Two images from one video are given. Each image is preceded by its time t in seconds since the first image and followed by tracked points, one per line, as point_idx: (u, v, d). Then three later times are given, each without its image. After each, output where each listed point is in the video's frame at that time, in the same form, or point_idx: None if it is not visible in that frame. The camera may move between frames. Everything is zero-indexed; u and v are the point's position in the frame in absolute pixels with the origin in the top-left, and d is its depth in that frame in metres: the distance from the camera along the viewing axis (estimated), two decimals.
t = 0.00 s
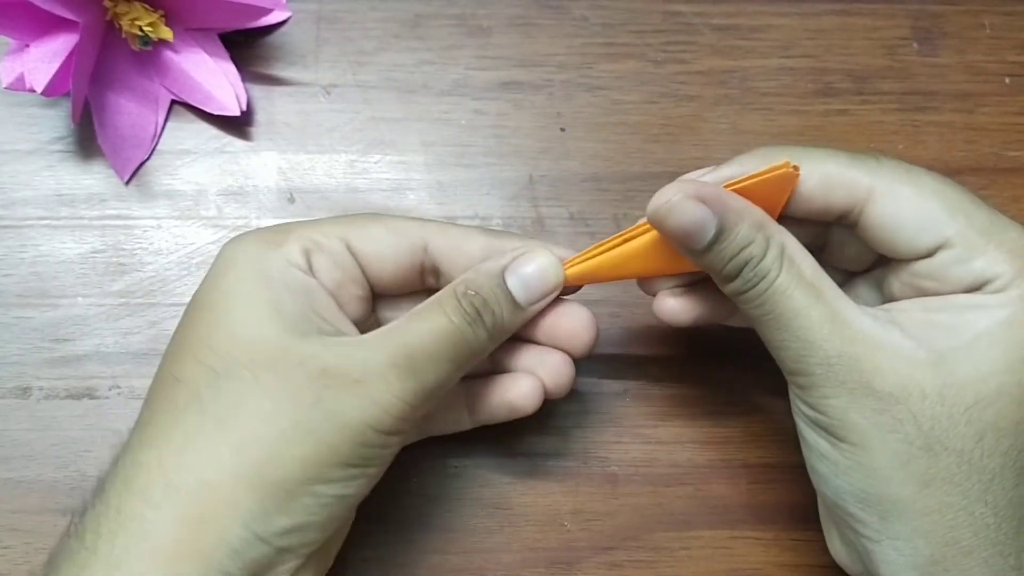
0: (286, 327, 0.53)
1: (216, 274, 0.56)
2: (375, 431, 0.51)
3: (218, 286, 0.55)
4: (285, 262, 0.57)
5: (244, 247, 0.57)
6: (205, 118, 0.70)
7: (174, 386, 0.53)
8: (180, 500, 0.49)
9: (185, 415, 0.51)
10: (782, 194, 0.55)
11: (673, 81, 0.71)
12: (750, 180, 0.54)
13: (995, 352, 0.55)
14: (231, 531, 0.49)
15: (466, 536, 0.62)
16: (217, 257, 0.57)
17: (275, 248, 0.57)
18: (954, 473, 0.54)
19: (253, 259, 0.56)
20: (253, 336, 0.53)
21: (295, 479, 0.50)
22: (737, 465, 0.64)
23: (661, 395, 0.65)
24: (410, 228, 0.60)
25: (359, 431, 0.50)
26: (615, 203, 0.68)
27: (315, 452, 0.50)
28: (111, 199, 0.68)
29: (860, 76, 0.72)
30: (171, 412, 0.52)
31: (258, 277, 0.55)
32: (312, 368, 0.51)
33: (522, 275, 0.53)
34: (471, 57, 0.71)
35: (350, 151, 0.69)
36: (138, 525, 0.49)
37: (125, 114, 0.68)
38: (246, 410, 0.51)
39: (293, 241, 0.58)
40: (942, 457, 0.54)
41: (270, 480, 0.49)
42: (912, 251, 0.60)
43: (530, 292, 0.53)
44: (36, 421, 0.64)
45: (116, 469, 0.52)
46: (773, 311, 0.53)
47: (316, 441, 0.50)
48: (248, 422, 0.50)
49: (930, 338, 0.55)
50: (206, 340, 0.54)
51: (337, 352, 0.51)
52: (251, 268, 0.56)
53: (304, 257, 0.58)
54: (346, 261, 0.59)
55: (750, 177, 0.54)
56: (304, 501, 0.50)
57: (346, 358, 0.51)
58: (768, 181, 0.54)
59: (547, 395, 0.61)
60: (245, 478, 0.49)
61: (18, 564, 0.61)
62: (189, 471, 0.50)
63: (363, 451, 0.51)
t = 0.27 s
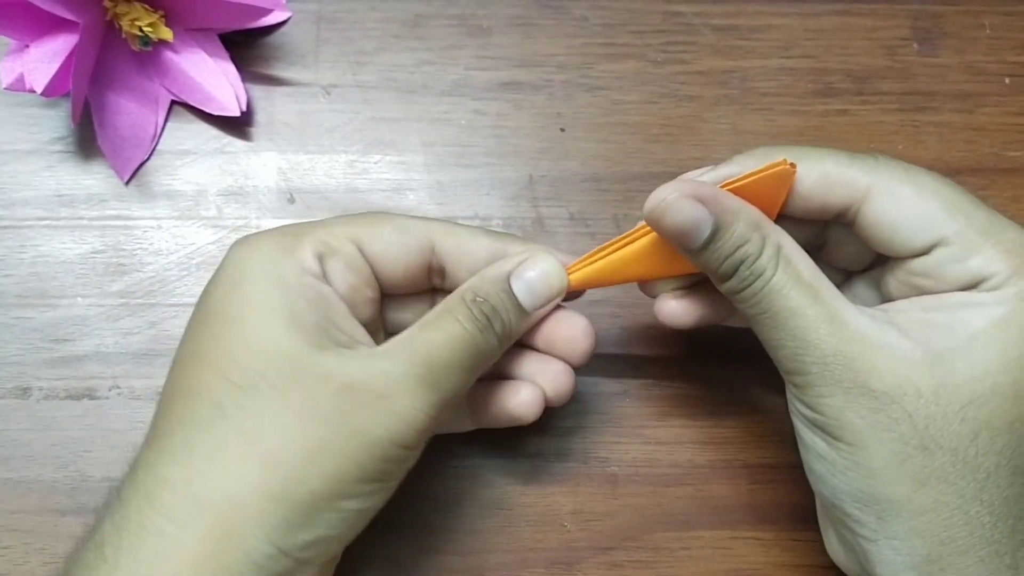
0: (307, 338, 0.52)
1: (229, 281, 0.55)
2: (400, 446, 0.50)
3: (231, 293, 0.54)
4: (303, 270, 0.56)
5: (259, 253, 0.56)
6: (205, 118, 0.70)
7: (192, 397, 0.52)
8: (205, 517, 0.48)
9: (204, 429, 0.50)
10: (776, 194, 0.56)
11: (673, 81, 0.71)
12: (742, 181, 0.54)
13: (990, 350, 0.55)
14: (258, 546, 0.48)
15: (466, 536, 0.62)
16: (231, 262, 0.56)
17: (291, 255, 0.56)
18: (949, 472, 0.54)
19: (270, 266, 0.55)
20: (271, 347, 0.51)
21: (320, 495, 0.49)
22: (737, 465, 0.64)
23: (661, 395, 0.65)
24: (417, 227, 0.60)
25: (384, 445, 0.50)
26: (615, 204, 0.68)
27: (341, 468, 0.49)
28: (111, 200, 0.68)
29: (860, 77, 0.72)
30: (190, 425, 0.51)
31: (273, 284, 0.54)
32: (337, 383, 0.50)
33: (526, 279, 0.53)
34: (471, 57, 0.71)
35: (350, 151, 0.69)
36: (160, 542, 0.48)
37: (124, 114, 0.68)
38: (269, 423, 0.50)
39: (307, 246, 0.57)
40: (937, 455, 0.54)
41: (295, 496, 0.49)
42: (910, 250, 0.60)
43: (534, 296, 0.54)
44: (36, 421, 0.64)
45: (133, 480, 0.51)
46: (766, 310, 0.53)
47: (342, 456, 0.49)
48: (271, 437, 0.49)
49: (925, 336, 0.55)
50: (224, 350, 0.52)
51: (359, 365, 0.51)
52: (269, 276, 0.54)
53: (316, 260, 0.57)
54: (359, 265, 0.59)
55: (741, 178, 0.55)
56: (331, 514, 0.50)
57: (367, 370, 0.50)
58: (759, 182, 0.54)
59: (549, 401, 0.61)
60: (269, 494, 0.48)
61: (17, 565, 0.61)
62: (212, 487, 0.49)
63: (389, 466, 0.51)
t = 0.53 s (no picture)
0: (334, 348, 0.50)
1: (250, 292, 0.52)
2: (426, 458, 0.50)
3: (254, 305, 0.52)
4: (325, 276, 0.53)
5: (281, 258, 0.54)
6: (205, 118, 0.70)
7: (214, 411, 0.49)
8: (238, 538, 0.46)
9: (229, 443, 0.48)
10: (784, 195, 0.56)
11: (673, 81, 0.71)
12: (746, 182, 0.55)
13: (989, 366, 0.54)
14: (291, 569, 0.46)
15: (466, 536, 0.62)
16: (251, 268, 0.54)
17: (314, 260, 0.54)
18: (939, 486, 0.54)
19: (293, 271, 0.53)
20: (299, 361, 0.49)
21: (353, 512, 0.48)
22: (737, 465, 0.64)
23: (661, 395, 0.65)
24: (430, 226, 0.60)
25: (411, 457, 0.49)
26: (615, 204, 0.68)
27: (372, 483, 0.48)
28: (111, 200, 0.68)
29: (860, 77, 0.72)
30: (212, 442, 0.48)
31: (299, 296, 0.52)
32: (368, 396, 0.49)
33: (530, 275, 0.55)
34: (471, 57, 0.71)
35: (350, 152, 0.69)
36: (189, 564, 0.46)
37: (125, 114, 0.68)
38: (299, 437, 0.48)
39: (331, 250, 0.55)
40: (927, 469, 0.54)
41: (330, 513, 0.47)
42: (913, 260, 0.60)
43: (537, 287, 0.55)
44: (36, 421, 0.64)
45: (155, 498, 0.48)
46: (764, 307, 0.53)
47: (375, 471, 0.48)
48: (303, 452, 0.47)
49: (923, 348, 0.55)
50: (246, 361, 0.50)
51: (388, 377, 0.50)
52: (292, 281, 0.52)
53: (340, 266, 0.55)
54: (380, 268, 0.58)
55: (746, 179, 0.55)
56: (358, 529, 0.49)
57: (397, 384, 0.50)
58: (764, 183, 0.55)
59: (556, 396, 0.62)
60: (303, 512, 0.47)
61: (17, 564, 0.61)
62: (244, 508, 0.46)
63: (415, 479, 0.50)
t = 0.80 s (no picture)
0: (306, 330, 0.52)
1: (235, 274, 0.55)
2: (395, 437, 0.50)
3: (236, 284, 0.54)
4: (310, 266, 0.56)
5: (268, 246, 0.56)
6: (205, 119, 0.70)
7: (190, 380, 0.51)
8: (197, 496, 0.48)
9: (201, 411, 0.50)
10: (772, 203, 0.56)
11: (673, 81, 0.71)
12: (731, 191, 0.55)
13: (982, 377, 0.54)
14: (243, 532, 0.48)
15: (465, 536, 0.62)
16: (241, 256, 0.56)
17: (300, 251, 0.56)
18: (930, 494, 0.54)
19: (278, 259, 0.55)
20: (271, 335, 0.52)
21: (312, 482, 0.48)
22: (737, 466, 0.64)
23: (661, 396, 0.65)
24: (425, 225, 0.61)
25: (376, 432, 0.49)
26: (615, 204, 0.68)
27: (333, 454, 0.48)
28: (111, 200, 0.68)
29: (860, 78, 0.72)
30: (185, 409, 0.50)
31: (278, 279, 0.54)
32: (333, 370, 0.50)
33: (525, 285, 0.55)
34: (470, 58, 0.71)
35: (349, 152, 0.69)
36: (147, 520, 0.47)
37: (124, 114, 0.68)
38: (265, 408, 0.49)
39: (318, 243, 0.57)
40: (919, 477, 0.54)
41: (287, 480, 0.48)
42: (908, 269, 0.60)
43: (532, 299, 0.55)
44: (35, 422, 0.64)
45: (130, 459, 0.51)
46: (758, 315, 0.53)
47: (337, 441, 0.48)
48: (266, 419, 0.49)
49: (916, 356, 0.55)
50: (224, 337, 0.52)
51: (357, 354, 0.50)
52: (275, 268, 0.55)
53: (326, 257, 0.57)
54: (366, 259, 0.59)
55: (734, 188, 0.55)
56: (319, 502, 0.49)
57: (364, 358, 0.50)
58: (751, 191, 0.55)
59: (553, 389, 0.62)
60: (260, 476, 0.48)
61: (17, 565, 0.61)
62: (206, 468, 0.48)
63: (382, 456, 0.50)
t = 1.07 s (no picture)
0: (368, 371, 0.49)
1: (275, 301, 0.51)
2: (460, 480, 0.50)
3: (279, 314, 0.50)
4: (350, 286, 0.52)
5: (309, 265, 0.52)
6: (205, 119, 0.70)
7: (245, 427, 0.47)
8: (280, 560, 0.45)
9: (266, 464, 0.46)
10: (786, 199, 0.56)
11: (673, 82, 0.71)
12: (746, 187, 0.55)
13: (989, 377, 0.54)
14: None
15: (465, 536, 0.62)
16: (276, 275, 0.52)
17: (340, 269, 0.52)
18: (934, 493, 0.54)
19: (324, 281, 0.51)
20: (335, 378, 0.48)
21: (389, 533, 0.47)
22: (737, 466, 0.63)
23: (661, 396, 0.65)
24: (445, 219, 0.59)
25: (448, 474, 0.49)
26: (614, 204, 0.68)
27: (410, 504, 0.48)
28: (110, 200, 0.68)
29: (860, 78, 0.72)
30: (246, 461, 0.46)
31: (331, 309, 0.50)
32: (404, 418, 0.48)
33: (533, 276, 0.55)
34: (470, 58, 0.71)
35: (349, 152, 0.69)
36: None
37: (124, 115, 0.68)
38: (338, 459, 0.46)
39: (355, 253, 0.54)
40: (923, 475, 0.54)
41: (370, 535, 0.46)
42: (916, 267, 0.60)
43: (541, 290, 0.56)
44: (35, 422, 0.64)
45: (183, 514, 0.47)
46: (767, 312, 0.53)
47: (413, 488, 0.48)
48: (343, 474, 0.46)
49: (923, 356, 0.55)
50: (275, 377, 0.48)
51: (420, 396, 0.49)
52: (321, 294, 0.50)
53: (367, 273, 0.54)
54: (399, 267, 0.57)
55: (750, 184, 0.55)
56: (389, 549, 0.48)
57: (428, 398, 0.49)
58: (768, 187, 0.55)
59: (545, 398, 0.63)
60: (342, 536, 0.46)
61: (17, 565, 0.61)
62: (284, 527, 0.45)
63: (447, 499, 0.50)
